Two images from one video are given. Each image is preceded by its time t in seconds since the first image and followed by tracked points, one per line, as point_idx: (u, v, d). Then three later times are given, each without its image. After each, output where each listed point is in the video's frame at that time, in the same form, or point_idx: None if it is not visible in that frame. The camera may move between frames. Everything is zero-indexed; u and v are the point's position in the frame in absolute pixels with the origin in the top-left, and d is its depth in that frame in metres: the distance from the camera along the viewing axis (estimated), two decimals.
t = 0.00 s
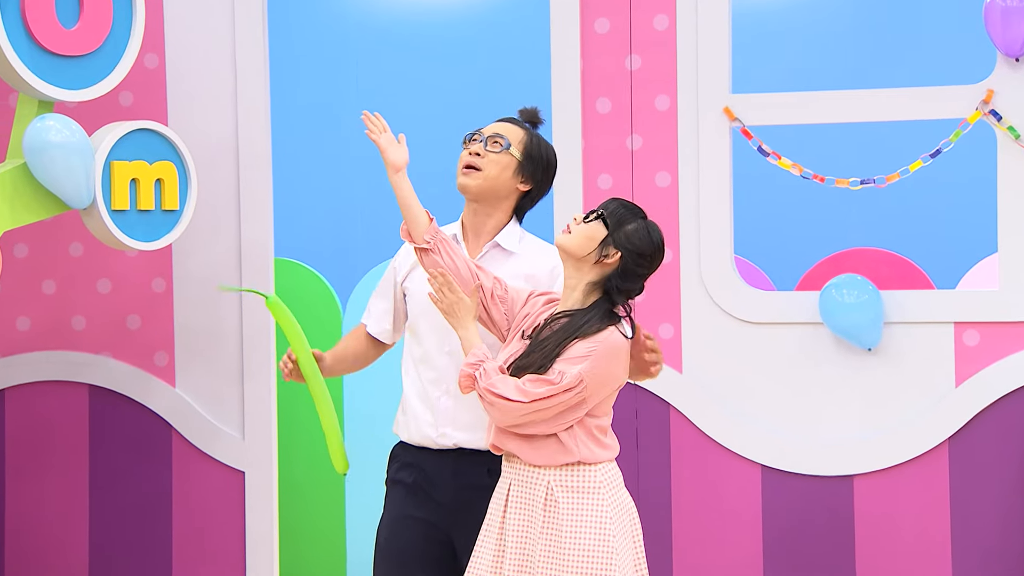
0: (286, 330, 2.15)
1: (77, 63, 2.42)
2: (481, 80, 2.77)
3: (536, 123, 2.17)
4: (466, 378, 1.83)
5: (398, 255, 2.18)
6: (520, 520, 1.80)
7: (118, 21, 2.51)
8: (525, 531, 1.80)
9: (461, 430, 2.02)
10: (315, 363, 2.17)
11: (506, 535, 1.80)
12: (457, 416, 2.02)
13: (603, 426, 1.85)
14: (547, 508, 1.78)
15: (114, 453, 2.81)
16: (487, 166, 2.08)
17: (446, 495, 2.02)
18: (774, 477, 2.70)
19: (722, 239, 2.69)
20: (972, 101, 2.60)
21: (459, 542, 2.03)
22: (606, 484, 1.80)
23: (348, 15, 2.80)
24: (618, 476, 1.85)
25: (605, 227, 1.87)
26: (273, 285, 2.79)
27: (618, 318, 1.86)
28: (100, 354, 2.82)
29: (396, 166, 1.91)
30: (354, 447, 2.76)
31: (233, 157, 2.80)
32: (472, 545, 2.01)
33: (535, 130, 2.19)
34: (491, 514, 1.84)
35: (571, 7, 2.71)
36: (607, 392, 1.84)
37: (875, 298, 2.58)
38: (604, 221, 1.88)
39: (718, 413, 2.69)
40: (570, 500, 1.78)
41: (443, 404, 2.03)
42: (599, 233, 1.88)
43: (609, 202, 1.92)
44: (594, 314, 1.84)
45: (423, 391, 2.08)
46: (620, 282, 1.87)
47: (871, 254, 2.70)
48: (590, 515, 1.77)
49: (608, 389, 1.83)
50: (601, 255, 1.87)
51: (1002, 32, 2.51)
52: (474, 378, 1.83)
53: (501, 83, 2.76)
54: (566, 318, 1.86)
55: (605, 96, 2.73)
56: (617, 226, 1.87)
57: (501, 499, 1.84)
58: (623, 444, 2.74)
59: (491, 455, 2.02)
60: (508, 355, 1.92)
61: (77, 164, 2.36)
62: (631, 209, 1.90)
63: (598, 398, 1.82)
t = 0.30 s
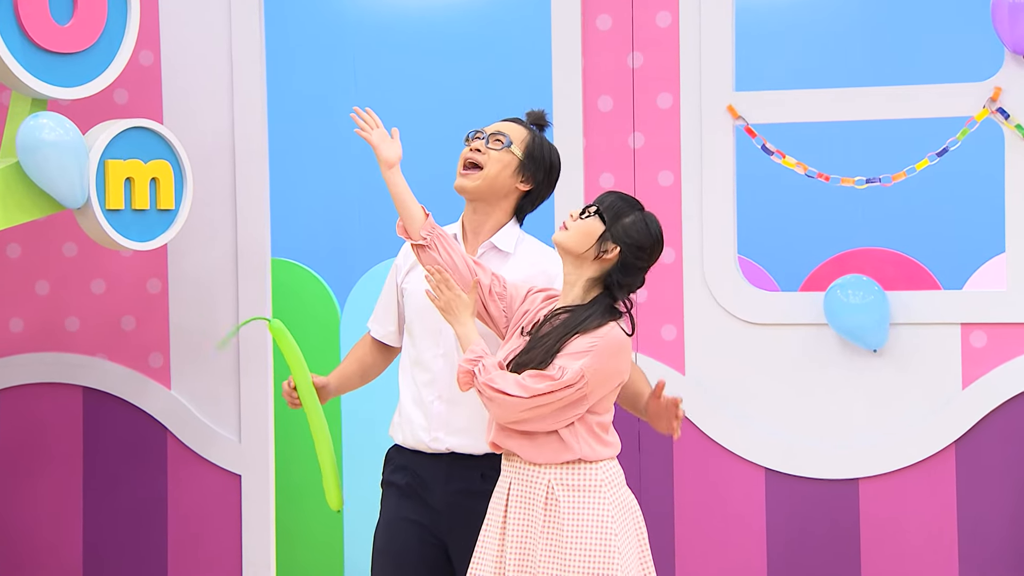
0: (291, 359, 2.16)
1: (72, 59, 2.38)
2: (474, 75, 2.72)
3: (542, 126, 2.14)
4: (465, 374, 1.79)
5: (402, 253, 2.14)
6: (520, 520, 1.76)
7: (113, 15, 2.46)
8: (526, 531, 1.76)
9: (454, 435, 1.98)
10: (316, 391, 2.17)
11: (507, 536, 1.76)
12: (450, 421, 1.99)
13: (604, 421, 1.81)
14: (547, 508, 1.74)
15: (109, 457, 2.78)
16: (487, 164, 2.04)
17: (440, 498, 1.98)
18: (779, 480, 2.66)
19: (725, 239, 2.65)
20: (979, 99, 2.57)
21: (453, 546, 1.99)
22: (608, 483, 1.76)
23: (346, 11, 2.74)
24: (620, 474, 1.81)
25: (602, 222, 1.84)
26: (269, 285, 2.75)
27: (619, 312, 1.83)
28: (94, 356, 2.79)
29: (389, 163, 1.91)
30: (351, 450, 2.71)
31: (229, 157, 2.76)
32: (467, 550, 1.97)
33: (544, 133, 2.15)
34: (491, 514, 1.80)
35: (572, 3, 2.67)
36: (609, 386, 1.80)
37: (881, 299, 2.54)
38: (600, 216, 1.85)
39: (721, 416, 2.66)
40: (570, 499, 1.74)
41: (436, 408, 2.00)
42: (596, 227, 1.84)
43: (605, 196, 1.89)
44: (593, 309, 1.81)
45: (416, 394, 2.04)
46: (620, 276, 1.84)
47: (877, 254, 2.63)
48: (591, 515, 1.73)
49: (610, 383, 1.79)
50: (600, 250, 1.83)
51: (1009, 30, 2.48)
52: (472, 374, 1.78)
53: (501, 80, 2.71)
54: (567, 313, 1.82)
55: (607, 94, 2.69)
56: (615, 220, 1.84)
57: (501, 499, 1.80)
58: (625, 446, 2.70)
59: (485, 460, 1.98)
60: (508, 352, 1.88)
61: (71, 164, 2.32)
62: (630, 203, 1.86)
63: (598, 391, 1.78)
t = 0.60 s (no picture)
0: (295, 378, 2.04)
1: (65, 56, 2.35)
2: (475, 72, 2.68)
3: (534, 120, 2.10)
4: (473, 358, 1.71)
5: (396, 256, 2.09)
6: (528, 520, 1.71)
7: (106, 10, 2.42)
8: (532, 532, 1.71)
9: (452, 438, 1.94)
10: (317, 410, 2.09)
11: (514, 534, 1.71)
12: (448, 424, 1.94)
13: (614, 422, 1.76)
14: (557, 510, 1.69)
15: (102, 460, 2.75)
16: (484, 167, 2.00)
17: (437, 504, 1.94)
18: (783, 484, 2.61)
19: (729, 238, 2.61)
20: (989, 96, 2.50)
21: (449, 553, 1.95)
22: (617, 487, 1.72)
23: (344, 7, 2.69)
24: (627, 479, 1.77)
25: (585, 246, 1.75)
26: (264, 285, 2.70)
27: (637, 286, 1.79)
28: (88, 357, 2.75)
29: (386, 166, 1.84)
30: (348, 453, 2.67)
31: (224, 155, 2.72)
32: (463, 557, 1.94)
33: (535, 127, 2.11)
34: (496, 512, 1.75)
35: None
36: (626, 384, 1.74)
37: (888, 299, 2.50)
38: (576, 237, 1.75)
39: (724, 419, 2.61)
40: (581, 503, 1.69)
41: (433, 411, 1.96)
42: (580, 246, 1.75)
43: (549, 226, 1.78)
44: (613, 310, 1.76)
45: (412, 396, 2.00)
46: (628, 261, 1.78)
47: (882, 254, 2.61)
48: (600, 520, 1.68)
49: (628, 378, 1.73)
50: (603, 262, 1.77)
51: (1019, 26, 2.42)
52: (483, 352, 1.70)
53: (501, 77, 2.67)
54: (586, 315, 1.77)
55: (609, 91, 2.65)
56: (595, 226, 1.75)
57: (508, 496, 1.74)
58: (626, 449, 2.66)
59: (483, 464, 1.95)
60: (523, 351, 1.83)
61: (64, 163, 2.28)
62: (570, 207, 1.76)
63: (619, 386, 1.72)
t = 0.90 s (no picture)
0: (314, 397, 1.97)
1: (58, 52, 2.31)
2: (475, 68, 2.63)
3: (523, 108, 2.05)
4: (481, 368, 1.67)
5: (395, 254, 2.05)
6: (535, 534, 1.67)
7: (100, 6, 2.38)
8: (538, 546, 1.67)
9: (458, 435, 1.90)
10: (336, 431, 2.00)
11: (521, 549, 1.68)
12: (454, 421, 1.91)
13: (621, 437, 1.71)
14: (564, 524, 1.65)
15: (95, 463, 2.72)
16: (482, 164, 1.96)
17: (442, 504, 1.90)
18: (788, 487, 2.57)
19: (733, 239, 2.57)
20: (995, 92, 2.48)
21: (455, 554, 1.91)
22: (624, 502, 1.67)
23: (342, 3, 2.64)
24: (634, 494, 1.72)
25: (586, 259, 1.71)
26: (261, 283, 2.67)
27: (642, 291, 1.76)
28: (81, 358, 2.72)
29: (386, 176, 1.87)
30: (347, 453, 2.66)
31: (220, 153, 2.68)
32: (469, 558, 1.89)
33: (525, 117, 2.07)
34: (503, 527, 1.71)
35: None
36: (631, 399, 1.70)
37: (894, 299, 2.46)
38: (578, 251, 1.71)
39: (728, 420, 2.57)
40: (588, 517, 1.65)
41: (438, 408, 1.92)
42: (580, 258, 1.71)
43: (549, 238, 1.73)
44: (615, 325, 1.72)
45: (416, 394, 1.96)
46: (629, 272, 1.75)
47: (890, 253, 2.53)
48: (607, 535, 1.64)
49: (633, 393, 1.69)
50: (603, 274, 1.73)
51: None
52: (490, 366, 1.67)
53: (502, 73, 2.62)
54: (594, 325, 1.73)
55: (610, 88, 2.61)
56: (596, 240, 1.70)
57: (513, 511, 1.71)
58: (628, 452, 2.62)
59: (491, 462, 1.90)
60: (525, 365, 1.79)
61: (57, 160, 2.24)
62: (569, 218, 1.71)
63: (624, 402, 1.68)
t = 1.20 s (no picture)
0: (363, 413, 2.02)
1: (52, 48, 2.27)
2: (473, 65, 2.58)
3: (513, 77, 2.02)
4: (447, 388, 1.69)
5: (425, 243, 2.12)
6: (517, 550, 1.66)
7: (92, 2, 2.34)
8: (522, 562, 1.66)
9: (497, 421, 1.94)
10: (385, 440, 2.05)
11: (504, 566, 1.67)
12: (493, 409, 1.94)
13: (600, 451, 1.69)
14: (545, 540, 1.64)
15: (88, 465, 2.68)
16: (514, 168, 1.96)
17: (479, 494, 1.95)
18: (792, 490, 2.53)
19: (736, 238, 2.53)
20: (1002, 88, 2.43)
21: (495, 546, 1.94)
22: (607, 514, 1.66)
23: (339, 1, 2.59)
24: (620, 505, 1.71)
25: (611, 249, 1.69)
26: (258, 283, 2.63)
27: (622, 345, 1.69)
28: (73, 359, 2.69)
29: (371, 185, 1.78)
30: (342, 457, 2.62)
31: (215, 151, 2.64)
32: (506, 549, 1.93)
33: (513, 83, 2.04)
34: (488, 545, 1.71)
35: None
36: (604, 413, 1.66)
37: (900, 299, 2.42)
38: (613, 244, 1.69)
39: (731, 423, 2.53)
40: (569, 531, 1.64)
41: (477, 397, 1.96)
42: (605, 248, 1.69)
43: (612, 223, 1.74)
44: (595, 336, 1.66)
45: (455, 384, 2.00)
46: (623, 307, 1.69)
47: (895, 253, 2.48)
48: (589, 549, 1.62)
49: (602, 408, 1.65)
50: (602, 277, 1.68)
51: None
52: (455, 388, 1.68)
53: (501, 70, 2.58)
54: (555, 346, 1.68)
55: (612, 85, 2.57)
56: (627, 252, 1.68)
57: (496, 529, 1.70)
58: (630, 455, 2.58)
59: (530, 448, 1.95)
60: (502, 378, 1.75)
61: (49, 158, 2.20)
62: (637, 231, 1.71)
63: (593, 419, 1.65)
